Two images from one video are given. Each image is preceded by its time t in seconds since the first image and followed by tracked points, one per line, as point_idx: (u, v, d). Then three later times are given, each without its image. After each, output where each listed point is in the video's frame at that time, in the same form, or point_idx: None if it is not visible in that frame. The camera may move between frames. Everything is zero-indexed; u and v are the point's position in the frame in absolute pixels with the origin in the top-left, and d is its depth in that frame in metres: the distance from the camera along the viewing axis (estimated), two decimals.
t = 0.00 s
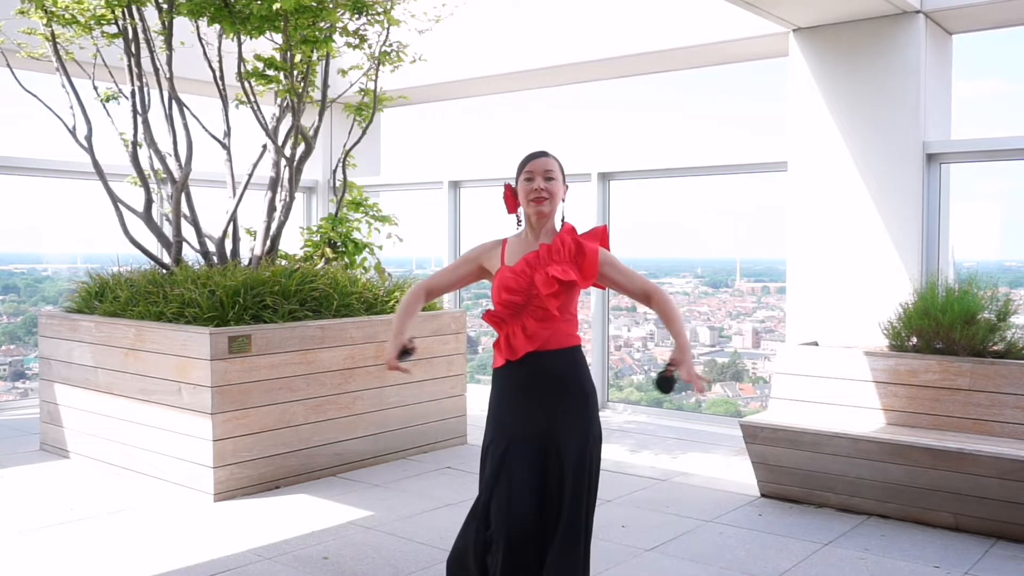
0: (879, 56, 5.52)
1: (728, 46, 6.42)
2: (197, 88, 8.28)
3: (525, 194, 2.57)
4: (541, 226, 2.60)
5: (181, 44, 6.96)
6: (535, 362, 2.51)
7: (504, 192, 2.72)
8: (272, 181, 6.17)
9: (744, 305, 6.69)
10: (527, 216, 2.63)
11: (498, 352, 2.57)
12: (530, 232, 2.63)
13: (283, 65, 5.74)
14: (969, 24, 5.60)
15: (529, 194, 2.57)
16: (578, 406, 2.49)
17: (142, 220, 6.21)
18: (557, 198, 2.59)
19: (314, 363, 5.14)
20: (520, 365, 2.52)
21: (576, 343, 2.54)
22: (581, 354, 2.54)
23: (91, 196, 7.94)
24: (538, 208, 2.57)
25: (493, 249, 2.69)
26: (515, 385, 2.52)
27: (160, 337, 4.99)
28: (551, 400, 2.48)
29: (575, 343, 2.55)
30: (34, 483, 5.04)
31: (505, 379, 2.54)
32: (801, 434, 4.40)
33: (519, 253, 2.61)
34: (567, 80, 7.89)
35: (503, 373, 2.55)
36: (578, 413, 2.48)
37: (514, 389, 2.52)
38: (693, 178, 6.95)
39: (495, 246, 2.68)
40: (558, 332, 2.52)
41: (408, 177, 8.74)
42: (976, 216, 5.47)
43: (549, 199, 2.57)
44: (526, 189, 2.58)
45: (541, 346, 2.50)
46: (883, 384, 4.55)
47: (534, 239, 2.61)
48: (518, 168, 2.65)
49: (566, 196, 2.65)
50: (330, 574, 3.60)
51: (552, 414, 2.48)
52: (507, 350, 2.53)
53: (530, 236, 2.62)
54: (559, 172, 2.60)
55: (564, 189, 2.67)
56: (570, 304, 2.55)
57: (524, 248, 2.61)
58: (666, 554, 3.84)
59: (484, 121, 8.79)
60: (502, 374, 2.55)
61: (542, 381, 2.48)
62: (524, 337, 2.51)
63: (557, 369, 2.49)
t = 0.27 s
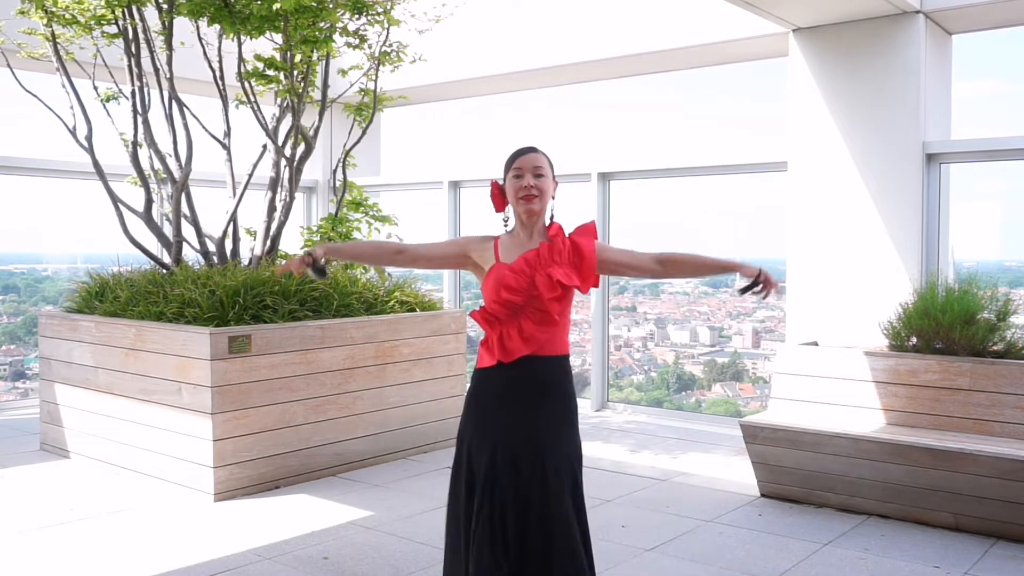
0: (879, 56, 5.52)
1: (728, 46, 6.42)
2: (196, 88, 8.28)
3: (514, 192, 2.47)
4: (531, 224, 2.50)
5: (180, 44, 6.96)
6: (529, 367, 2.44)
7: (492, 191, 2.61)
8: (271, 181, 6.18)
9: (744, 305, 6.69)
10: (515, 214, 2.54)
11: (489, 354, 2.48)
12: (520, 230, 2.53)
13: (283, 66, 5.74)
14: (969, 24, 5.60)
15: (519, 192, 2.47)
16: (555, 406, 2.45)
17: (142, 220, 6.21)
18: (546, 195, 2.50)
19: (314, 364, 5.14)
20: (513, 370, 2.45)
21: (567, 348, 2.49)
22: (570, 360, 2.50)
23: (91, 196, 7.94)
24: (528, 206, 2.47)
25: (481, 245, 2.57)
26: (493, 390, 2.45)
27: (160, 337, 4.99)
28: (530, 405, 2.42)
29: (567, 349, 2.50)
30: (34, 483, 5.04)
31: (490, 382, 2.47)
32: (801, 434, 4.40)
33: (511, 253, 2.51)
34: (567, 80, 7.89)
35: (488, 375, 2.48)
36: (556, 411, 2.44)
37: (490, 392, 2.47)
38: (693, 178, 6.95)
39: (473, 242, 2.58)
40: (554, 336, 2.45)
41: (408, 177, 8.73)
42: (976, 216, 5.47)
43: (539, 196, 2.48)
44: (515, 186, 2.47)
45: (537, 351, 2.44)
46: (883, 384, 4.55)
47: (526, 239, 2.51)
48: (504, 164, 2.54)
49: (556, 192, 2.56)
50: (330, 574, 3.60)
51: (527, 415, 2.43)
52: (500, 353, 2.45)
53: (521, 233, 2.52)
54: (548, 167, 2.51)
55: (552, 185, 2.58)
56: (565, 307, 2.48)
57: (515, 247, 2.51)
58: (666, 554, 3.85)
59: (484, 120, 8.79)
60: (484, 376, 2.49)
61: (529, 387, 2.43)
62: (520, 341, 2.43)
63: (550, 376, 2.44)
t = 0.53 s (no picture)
0: (879, 56, 5.52)
1: (728, 46, 6.42)
2: (196, 88, 8.28)
3: (507, 202, 2.45)
4: (524, 231, 2.48)
5: (180, 44, 6.95)
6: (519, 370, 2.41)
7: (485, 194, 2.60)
8: (272, 181, 6.18)
9: (744, 305, 6.70)
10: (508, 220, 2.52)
11: (481, 358, 2.47)
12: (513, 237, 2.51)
13: (283, 65, 5.74)
14: (969, 24, 5.60)
15: (511, 201, 2.45)
16: (547, 412, 2.43)
17: (143, 220, 6.21)
18: (540, 204, 2.48)
19: (314, 363, 5.14)
20: (504, 373, 2.42)
21: (558, 354, 2.47)
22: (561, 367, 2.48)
23: (91, 196, 7.94)
24: (521, 216, 2.45)
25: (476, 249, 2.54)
26: (486, 392, 2.43)
27: (160, 337, 4.99)
28: (523, 412, 2.40)
29: (557, 355, 2.48)
30: (33, 483, 5.04)
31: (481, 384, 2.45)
32: (801, 434, 4.40)
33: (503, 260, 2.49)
34: (566, 80, 7.88)
35: (480, 378, 2.46)
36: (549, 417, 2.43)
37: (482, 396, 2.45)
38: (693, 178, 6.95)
39: (474, 241, 2.55)
40: (545, 340, 2.43)
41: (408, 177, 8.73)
42: (976, 216, 5.47)
43: (532, 206, 2.46)
44: (508, 196, 2.45)
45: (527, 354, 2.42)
46: (883, 384, 4.55)
47: (518, 245, 2.49)
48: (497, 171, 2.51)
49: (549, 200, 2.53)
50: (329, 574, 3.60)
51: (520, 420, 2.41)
52: (491, 357, 2.43)
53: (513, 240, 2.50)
54: (541, 176, 2.48)
55: (546, 194, 2.56)
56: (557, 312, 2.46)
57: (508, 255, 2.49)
58: (666, 554, 3.84)
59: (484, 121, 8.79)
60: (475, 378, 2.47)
61: (521, 391, 2.41)
62: (511, 344, 2.41)
63: (541, 381, 2.42)
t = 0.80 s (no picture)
0: (879, 56, 5.52)
1: (728, 47, 6.41)
2: (196, 88, 8.28)
3: (503, 205, 2.49)
4: (519, 231, 2.52)
5: (180, 44, 6.95)
6: (517, 366, 2.47)
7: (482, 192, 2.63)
8: (272, 181, 6.18)
9: (744, 305, 6.70)
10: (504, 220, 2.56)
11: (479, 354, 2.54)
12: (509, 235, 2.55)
13: (283, 66, 5.74)
14: (969, 24, 5.60)
15: (506, 202, 2.49)
16: (551, 407, 2.48)
17: (143, 220, 6.21)
18: (534, 206, 2.51)
19: (314, 364, 5.14)
20: (500, 368, 2.50)
21: (555, 346, 2.53)
22: (560, 357, 2.53)
23: (91, 196, 7.94)
24: (518, 218, 2.49)
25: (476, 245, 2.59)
26: (488, 390, 2.50)
27: (160, 337, 4.99)
28: (525, 403, 2.46)
29: (554, 346, 2.53)
30: (33, 483, 5.04)
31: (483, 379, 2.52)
32: (801, 434, 4.40)
33: (499, 259, 2.54)
34: (566, 80, 7.88)
35: (484, 373, 2.52)
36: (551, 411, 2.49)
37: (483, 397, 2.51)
38: (693, 178, 6.95)
39: (481, 235, 2.61)
40: (540, 334, 2.49)
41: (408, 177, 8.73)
42: (976, 216, 5.47)
43: (527, 209, 2.49)
44: (504, 199, 2.49)
45: (523, 350, 2.48)
46: (883, 384, 4.55)
47: (512, 244, 2.54)
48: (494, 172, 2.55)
49: (543, 201, 2.57)
50: (330, 574, 3.60)
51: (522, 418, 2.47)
52: (488, 353, 2.50)
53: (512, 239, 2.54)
54: (536, 178, 2.51)
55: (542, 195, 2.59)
56: (550, 307, 2.51)
57: (503, 254, 2.53)
58: (666, 554, 3.85)
59: (484, 121, 8.79)
60: (477, 374, 2.54)
61: (522, 385, 2.47)
62: (507, 340, 2.47)
63: (539, 373, 2.48)
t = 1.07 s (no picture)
0: (879, 56, 5.52)
1: (728, 47, 6.41)
2: (197, 88, 8.28)
3: (499, 201, 2.60)
4: (515, 227, 2.63)
5: (181, 44, 6.96)
6: (515, 357, 2.61)
7: (483, 191, 2.73)
8: (271, 181, 6.18)
9: (744, 305, 6.70)
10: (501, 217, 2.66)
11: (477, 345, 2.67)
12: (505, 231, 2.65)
13: (283, 66, 5.74)
14: (969, 24, 5.60)
15: (503, 198, 2.59)
16: (548, 394, 2.61)
17: (143, 220, 6.21)
18: (530, 202, 2.62)
19: (314, 364, 5.15)
20: (498, 359, 2.63)
21: (549, 336, 2.67)
22: (554, 346, 2.68)
23: (91, 196, 7.94)
24: (514, 213, 2.59)
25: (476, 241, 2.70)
26: (488, 379, 2.63)
27: (160, 337, 5.00)
28: (522, 388, 2.60)
29: (549, 336, 2.68)
30: (34, 483, 5.04)
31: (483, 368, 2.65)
32: (801, 434, 4.40)
33: (497, 255, 2.64)
34: (567, 80, 7.88)
35: (482, 363, 2.65)
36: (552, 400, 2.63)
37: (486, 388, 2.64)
38: (693, 178, 6.95)
39: (483, 234, 2.70)
40: (535, 326, 2.63)
41: (408, 177, 8.73)
42: (976, 216, 5.47)
43: (522, 204, 2.60)
44: (500, 194, 2.60)
45: (519, 342, 2.62)
46: (883, 384, 4.55)
47: (509, 240, 2.64)
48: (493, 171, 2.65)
49: (538, 199, 2.67)
50: (330, 574, 3.60)
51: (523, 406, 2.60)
52: (486, 344, 2.63)
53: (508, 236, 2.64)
54: (531, 176, 2.62)
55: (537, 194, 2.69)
56: (545, 300, 2.64)
57: (501, 250, 2.64)
58: (666, 554, 3.85)
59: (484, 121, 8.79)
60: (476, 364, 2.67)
61: (521, 372, 2.60)
62: (504, 333, 2.61)
63: (537, 362, 2.62)
